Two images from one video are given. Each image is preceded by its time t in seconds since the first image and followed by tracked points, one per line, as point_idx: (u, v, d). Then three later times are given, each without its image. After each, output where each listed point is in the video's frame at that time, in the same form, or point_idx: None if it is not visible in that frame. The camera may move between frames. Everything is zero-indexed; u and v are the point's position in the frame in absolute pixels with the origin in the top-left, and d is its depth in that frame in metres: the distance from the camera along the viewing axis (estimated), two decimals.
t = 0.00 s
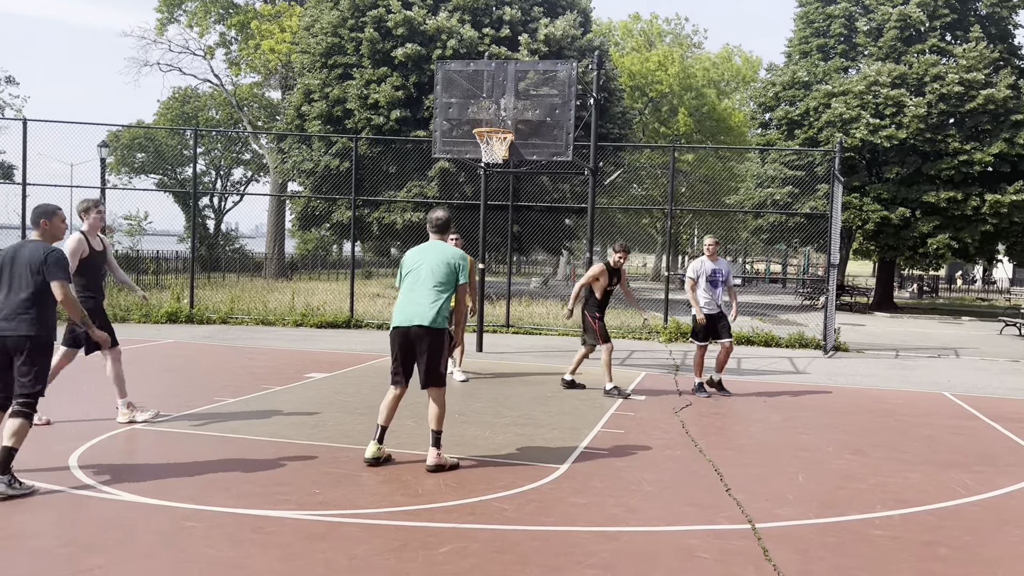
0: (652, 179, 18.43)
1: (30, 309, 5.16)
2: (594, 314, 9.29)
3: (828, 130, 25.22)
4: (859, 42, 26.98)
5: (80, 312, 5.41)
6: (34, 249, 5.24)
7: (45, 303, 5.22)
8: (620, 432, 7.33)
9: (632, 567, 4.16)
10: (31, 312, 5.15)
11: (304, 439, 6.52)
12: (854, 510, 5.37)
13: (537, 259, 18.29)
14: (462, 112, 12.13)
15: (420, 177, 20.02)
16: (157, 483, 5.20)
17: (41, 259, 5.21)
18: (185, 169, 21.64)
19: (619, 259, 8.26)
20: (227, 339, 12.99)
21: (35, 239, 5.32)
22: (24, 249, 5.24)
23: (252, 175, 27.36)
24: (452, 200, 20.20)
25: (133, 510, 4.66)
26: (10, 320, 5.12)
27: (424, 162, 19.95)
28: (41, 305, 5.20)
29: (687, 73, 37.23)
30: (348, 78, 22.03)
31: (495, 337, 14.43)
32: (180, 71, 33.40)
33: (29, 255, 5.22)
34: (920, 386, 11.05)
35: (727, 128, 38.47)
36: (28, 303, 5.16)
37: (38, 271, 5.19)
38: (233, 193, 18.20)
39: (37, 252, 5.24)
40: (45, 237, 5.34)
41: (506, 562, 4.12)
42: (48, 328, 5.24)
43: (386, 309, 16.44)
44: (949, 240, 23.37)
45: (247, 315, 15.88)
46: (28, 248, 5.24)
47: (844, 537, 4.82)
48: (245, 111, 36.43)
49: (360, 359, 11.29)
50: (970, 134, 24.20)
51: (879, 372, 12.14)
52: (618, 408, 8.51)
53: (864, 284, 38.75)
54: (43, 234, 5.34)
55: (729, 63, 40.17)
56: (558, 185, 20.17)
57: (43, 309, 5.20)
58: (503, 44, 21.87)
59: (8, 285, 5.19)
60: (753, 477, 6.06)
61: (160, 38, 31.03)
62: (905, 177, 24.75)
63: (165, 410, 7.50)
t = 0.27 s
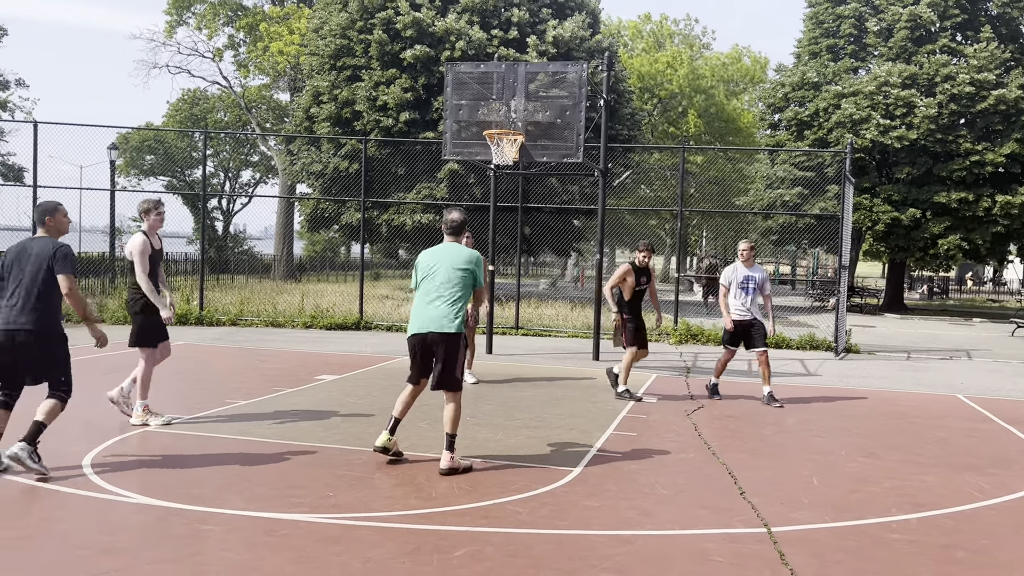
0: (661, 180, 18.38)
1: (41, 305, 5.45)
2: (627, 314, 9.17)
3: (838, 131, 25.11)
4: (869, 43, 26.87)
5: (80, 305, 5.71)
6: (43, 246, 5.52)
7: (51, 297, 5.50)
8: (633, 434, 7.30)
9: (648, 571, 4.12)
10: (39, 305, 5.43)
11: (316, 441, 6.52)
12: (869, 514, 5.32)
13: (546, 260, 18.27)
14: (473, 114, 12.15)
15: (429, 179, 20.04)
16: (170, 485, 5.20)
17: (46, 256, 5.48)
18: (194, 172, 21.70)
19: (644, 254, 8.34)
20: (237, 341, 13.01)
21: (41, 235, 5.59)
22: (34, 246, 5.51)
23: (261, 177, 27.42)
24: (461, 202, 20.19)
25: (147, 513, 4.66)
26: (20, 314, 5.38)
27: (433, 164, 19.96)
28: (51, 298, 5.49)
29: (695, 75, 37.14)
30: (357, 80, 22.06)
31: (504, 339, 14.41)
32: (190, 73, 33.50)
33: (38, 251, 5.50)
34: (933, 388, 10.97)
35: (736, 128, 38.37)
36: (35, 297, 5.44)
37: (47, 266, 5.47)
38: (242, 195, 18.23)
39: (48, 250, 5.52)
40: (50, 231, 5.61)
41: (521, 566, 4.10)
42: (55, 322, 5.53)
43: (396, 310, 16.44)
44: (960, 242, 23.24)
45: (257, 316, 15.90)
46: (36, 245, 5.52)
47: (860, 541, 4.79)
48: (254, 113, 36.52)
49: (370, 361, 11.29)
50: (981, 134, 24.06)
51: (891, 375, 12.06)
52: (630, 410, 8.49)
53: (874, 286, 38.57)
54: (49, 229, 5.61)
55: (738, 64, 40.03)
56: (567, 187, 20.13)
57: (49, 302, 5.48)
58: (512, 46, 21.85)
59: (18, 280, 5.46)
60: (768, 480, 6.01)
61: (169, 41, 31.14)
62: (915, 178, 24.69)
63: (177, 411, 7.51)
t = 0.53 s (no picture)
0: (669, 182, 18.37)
1: (72, 312, 5.66)
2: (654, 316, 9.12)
3: (846, 133, 25.06)
4: (878, 44, 26.82)
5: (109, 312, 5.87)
6: (76, 256, 5.76)
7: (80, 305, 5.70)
8: (644, 437, 7.28)
9: None
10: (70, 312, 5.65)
11: (328, 444, 6.51)
12: (885, 518, 5.28)
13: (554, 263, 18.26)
14: (482, 116, 12.13)
15: (437, 182, 20.07)
16: (183, 488, 5.20)
17: (79, 266, 5.72)
18: (203, 174, 21.76)
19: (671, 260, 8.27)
20: (247, 344, 13.04)
21: (76, 246, 5.83)
22: (70, 256, 5.76)
23: (269, 180, 27.49)
24: (468, 205, 20.20)
25: (160, 516, 4.66)
26: (52, 318, 5.63)
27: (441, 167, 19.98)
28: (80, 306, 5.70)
29: (703, 77, 37.10)
30: (365, 83, 22.11)
31: (513, 342, 14.40)
32: (198, 77, 33.61)
33: (72, 260, 5.74)
34: (944, 391, 10.91)
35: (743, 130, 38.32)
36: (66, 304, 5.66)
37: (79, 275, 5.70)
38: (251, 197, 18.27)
39: (82, 260, 5.76)
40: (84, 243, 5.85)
41: (536, 570, 4.09)
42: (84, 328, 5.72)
43: (404, 313, 16.45)
44: (969, 244, 23.15)
45: (266, 319, 15.93)
46: (70, 255, 5.77)
47: (876, 546, 4.75)
48: (262, 116, 36.63)
49: (380, 363, 11.30)
50: (991, 136, 23.96)
51: (902, 378, 12.00)
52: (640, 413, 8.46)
53: (883, 288, 38.43)
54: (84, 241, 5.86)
55: (746, 66, 39.98)
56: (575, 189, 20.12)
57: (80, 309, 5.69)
58: (520, 49, 21.87)
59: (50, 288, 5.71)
60: (781, 484, 5.98)
61: (178, 44, 31.26)
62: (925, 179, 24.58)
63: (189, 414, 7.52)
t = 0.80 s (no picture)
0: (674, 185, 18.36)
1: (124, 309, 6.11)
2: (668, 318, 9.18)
3: (852, 136, 25.03)
4: (883, 47, 26.79)
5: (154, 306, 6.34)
6: (120, 256, 6.16)
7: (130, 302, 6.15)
8: (652, 441, 7.27)
9: None
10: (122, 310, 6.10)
11: (336, 448, 6.51)
12: (895, 523, 5.27)
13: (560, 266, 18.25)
14: (489, 120, 12.11)
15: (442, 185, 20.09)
16: (194, 491, 5.21)
17: (124, 265, 6.13)
18: (208, 177, 21.78)
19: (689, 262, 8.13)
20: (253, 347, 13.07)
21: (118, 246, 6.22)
22: (113, 256, 6.16)
23: (274, 183, 27.54)
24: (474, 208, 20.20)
25: (172, 519, 4.68)
26: (106, 316, 6.07)
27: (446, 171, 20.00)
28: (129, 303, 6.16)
29: (708, 80, 37.07)
30: (371, 86, 22.14)
31: (519, 345, 14.40)
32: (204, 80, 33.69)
33: (116, 261, 6.15)
34: (951, 394, 10.89)
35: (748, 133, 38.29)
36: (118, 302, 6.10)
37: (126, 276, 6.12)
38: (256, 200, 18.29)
39: (125, 259, 6.16)
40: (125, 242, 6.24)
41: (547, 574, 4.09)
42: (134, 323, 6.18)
43: (410, 316, 16.46)
44: (976, 247, 23.09)
45: (273, 322, 15.94)
46: (116, 255, 6.18)
47: (886, 550, 4.75)
48: (268, 119, 36.70)
49: (387, 367, 11.31)
50: (997, 138, 23.90)
51: (909, 381, 11.98)
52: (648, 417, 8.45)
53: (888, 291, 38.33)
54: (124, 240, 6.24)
55: (751, 69, 39.95)
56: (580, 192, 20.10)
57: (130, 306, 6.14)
58: (525, 52, 21.89)
59: (99, 288, 6.12)
60: (790, 488, 5.97)
61: (184, 48, 31.35)
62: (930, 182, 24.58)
63: (197, 417, 7.54)
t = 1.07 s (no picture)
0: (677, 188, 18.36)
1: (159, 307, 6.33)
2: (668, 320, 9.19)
3: (854, 138, 25.01)
4: (886, 50, 26.77)
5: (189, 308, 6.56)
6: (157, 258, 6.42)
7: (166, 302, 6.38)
8: (655, 444, 7.26)
9: None
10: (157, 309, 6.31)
11: (339, 450, 6.51)
12: (900, 526, 5.25)
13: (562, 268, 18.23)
14: (491, 122, 12.12)
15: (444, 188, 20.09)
16: (197, 493, 5.21)
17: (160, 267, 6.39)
18: (211, 179, 21.79)
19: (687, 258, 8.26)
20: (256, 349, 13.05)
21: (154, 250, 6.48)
22: (149, 258, 6.42)
23: (276, 185, 27.54)
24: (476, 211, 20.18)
25: (176, 521, 4.67)
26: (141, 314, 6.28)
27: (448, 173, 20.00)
28: (166, 304, 6.39)
29: (710, 82, 37.04)
30: (373, 89, 22.14)
31: (521, 347, 14.38)
32: (206, 82, 33.69)
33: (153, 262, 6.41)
34: (955, 397, 10.86)
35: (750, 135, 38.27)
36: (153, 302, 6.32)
37: (160, 278, 6.35)
38: (258, 203, 18.28)
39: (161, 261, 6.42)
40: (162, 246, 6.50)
41: None
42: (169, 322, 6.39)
43: (412, 319, 16.45)
44: (978, 249, 23.07)
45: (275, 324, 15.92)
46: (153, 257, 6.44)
47: (891, 554, 4.73)
48: (270, 121, 36.71)
49: (389, 369, 11.30)
50: (1000, 141, 23.87)
51: (912, 384, 11.95)
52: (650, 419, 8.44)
53: (890, 293, 38.28)
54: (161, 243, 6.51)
55: (753, 71, 39.93)
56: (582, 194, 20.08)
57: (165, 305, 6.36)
58: (527, 54, 21.89)
59: (134, 289, 6.37)
60: (793, 491, 5.95)
61: (186, 50, 31.37)
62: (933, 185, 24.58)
63: (200, 419, 7.54)
